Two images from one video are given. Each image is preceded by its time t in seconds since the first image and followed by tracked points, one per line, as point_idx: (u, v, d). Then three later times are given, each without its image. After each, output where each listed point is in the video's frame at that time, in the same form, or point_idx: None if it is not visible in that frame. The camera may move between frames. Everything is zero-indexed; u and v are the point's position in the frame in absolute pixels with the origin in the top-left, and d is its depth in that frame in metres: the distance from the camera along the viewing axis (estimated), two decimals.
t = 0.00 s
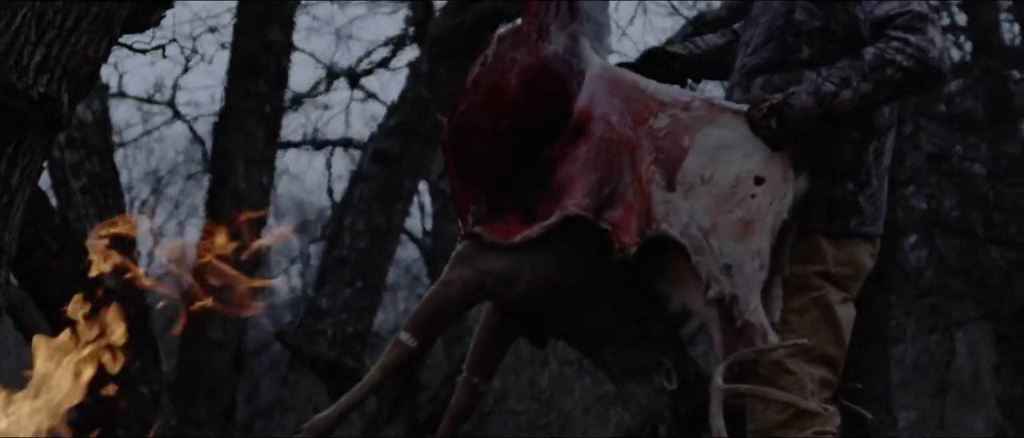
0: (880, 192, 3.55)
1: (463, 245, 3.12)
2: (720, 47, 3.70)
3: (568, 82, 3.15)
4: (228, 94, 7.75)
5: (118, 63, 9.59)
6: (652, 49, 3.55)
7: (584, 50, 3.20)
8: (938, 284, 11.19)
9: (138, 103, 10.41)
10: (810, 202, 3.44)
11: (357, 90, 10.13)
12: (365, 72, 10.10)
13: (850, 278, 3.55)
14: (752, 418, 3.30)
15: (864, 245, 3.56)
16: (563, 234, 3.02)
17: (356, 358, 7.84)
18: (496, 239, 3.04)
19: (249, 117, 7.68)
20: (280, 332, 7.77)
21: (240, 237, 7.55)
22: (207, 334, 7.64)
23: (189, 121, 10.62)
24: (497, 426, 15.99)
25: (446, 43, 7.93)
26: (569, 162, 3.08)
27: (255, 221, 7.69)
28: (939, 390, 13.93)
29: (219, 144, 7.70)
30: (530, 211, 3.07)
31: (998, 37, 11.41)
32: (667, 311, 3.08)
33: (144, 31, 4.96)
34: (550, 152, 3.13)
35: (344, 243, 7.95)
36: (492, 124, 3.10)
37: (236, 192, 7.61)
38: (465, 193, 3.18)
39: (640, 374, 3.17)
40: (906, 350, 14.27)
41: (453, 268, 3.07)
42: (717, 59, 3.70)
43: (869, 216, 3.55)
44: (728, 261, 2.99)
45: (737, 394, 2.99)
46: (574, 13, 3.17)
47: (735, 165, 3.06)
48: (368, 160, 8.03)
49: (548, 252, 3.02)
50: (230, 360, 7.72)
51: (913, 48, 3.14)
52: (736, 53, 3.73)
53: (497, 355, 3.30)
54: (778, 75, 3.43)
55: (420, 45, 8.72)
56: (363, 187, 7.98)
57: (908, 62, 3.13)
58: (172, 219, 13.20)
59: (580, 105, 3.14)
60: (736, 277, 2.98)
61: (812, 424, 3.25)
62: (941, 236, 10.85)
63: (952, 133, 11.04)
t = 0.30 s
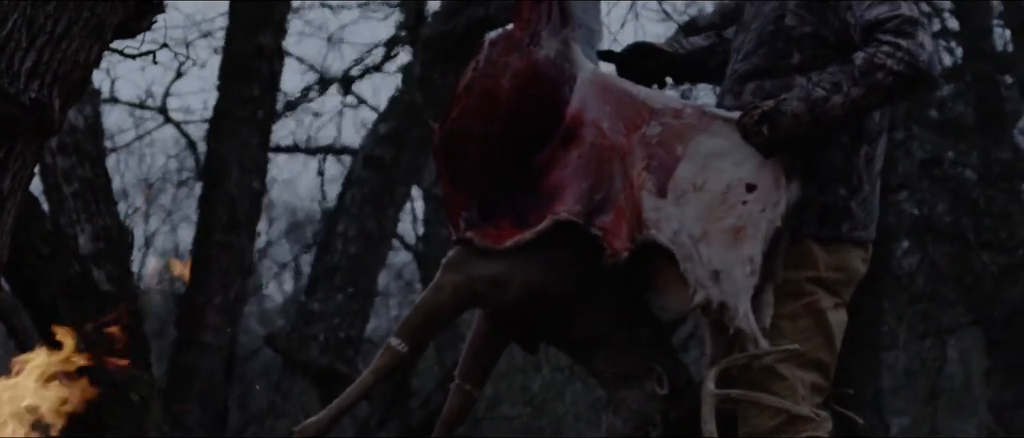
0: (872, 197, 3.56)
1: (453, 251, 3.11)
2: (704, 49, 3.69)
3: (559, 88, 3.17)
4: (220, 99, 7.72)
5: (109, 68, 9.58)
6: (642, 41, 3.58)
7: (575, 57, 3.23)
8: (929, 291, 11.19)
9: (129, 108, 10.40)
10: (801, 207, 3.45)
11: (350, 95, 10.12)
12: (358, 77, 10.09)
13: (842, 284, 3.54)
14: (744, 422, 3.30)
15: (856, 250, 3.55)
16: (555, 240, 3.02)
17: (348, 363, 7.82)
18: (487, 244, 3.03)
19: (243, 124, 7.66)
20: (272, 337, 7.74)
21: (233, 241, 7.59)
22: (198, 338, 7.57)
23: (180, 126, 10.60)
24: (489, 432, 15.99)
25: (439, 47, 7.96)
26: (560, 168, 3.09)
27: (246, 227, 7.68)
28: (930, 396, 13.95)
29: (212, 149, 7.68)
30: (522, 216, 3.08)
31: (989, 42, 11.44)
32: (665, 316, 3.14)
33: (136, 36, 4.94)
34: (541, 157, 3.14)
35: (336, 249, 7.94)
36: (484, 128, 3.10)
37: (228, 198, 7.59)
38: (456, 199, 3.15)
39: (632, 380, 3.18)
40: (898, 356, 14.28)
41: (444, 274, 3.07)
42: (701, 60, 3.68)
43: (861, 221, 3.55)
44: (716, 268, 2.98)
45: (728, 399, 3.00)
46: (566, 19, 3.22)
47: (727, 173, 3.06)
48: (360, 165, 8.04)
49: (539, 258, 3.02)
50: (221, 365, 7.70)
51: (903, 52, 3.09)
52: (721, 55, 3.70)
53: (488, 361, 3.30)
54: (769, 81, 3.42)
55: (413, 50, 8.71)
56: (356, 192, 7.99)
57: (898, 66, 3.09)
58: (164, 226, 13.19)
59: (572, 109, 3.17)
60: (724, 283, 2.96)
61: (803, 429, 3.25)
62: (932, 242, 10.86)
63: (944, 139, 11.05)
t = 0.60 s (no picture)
0: (864, 202, 3.55)
1: (445, 258, 3.10)
2: (685, 55, 3.69)
3: (551, 95, 3.18)
4: (212, 105, 7.72)
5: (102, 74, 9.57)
6: (621, 45, 3.54)
7: (567, 64, 3.24)
8: (921, 298, 11.21)
9: (122, 115, 10.38)
10: (791, 213, 3.46)
11: (342, 101, 10.12)
12: (350, 84, 10.09)
13: (834, 290, 3.54)
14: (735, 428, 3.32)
15: (848, 257, 3.54)
16: (547, 246, 3.02)
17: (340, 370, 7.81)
18: (479, 251, 3.03)
19: (235, 130, 7.64)
20: (263, 343, 7.74)
21: (225, 247, 7.56)
22: (190, 346, 7.55)
23: (173, 132, 10.58)
24: None
25: (431, 54, 7.97)
26: (553, 174, 3.08)
27: (239, 234, 7.66)
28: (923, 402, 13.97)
29: (203, 155, 7.67)
30: (513, 223, 3.07)
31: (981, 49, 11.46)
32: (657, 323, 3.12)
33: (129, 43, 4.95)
34: (533, 163, 3.14)
35: (328, 255, 7.94)
36: (477, 135, 3.10)
37: (219, 203, 7.56)
38: (448, 205, 3.15)
39: (623, 386, 3.17)
40: (891, 362, 14.30)
41: (436, 280, 3.06)
42: (683, 65, 3.69)
43: (852, 227, 3.53)
44: (706, 273, 2.97)
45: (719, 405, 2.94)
46: (557, 25, 3.22)
47: (719, 181, 3.08)
48: (352, 171, 8.05)
49: (530, 264, 3.02)
50: (213, 372, 7.69)
51: (892, 56, 3.08)
52: (703, 62, 3.73)
53: (479, 367, 3.29)
54: (760, 87, 3.43)
55: (405, 56, 8.71)
56: (348, 198, 7.98)
57: (887, 71, 3.08)
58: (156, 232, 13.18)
59: (564, 116, 3.16)
60: (713, 289, 2.96)
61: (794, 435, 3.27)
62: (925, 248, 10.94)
63: (936, 145, 11.05)
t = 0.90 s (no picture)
0: (855, 208, 3.56)
1: (436, 264, 3.11)
2: (672, 67, 3.67)
3: (542, 101, 3.20)
4: (203, 111, 7.63)
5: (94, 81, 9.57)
6: (606, 57, 3.56)
7: (558, 71, 3.27)
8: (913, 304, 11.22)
9: (113, 120, 10.38)
10: (781, 219, 3.46)
11: (334, 108, 10.12)
12: (342, 90, 10.09)
13: (827, 296, 3.51)
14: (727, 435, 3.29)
15: (840, 262, 3.53)
16: (538, 253, 3.02)
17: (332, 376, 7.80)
18: (470, 257, 3.03)
19: (225, 136, 7.60)
20: (256, 349, 7.73)
21: (216, 254, 7.56)
22: (181, 352, 7.54)
23: (165, 138, 10.58)
24: None
25: (422, 60, 7.98)
26: (544, 181, 3.09)
27: (230, 240, 7.66)
28: (915, 408, 14.00)
29: (194, 161, 7.65)
30: (504, 229, 3.08)
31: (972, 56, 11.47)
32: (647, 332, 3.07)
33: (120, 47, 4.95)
34: (525, 169, 3.14)
35: (320, 262, 7.93)
36: (466, 141, 3.12)
37: (212, 208, 7.57)
38: (439, 212, 3.16)
39: (613, 394, 3.14)
40: (883, 368, 14.32)
41: (427, 287, 3.07)
42: (667, 77, 3.67)
43: (845, 232, 3.54)
44: (696, 281, 2.97)
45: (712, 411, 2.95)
46: (549, 30, 3.26)
47: (710, 188, 3.07)
48: (344, 177, 8.03)
49: (522, 270, 3.01)
50: (205, 378, 7.67)
51: (882, 59, 3.08)
52: (689, 73, 3.72)
53: (470, 374, 3.29)
54: (751, 93, 3.44)
55: (396, 62, 8.71)
56: (339, 205, 7.98)
57: (877, 74, 3.08)
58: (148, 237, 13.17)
59: (555, 122, 3.18)
60: (703, 295, 2.95)
61: None
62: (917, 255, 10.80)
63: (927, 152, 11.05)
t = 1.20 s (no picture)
0: (847, 215, 3.56)
1: (428, 271, 3.11)
2: (668, 81, 3.70)
3: (534, 109, 3.19)
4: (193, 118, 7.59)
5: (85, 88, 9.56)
6: (605, 77, 3.59)
7: (551, 77, 3.25)
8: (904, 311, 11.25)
9: (104, 127, 10.37)
10: (774, 225, 3.45)
11: (325, 114, 10.11)
12: (333, 96, 10.08)
13: (818, 303, 3.51)
14: None
15: (832, 268, 3.53)
16: (530, 260, 3.02)
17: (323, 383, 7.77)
18: (461, 264, 3.03)
19: (217, 143, 7.58)
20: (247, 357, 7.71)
21: (207, 261, 7.53)
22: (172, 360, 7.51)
23: (156, 144, 10.57)
24: None
25: (413, 67, 7.99)
26: (535, 188, 3.09)
27: (222, 247, 7.64)
28: (907, 415, 14.01)
29: (184, 168, 7.63)
30: (495, 236, 3.07)
31: (965, 63, 11.46)
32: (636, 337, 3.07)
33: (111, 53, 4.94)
34: (517, 175, 3.14)
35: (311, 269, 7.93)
36: (458, 147, 3.12)
37: (202, 215, 7.53)
38: (430, 217, 3.16)
39: (605, 402, 3.12)
40: (875, 375, 14.33)
41: (418, 294, 3.06)
42: (665, 93, 3.69)
43: (836, 239, 3.53)
44: (687, 287, 2.98)
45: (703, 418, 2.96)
46: (540, 37, 3.25)
47: (701, 193, 3.06)
48: (336, 185, 8.00)
49: (514, 277, 3.02)
50: (196, 386, 7.64)
51: (874, 64, 3.11)
52: (686, 85, 3.72)
53: (461, 380, 3.29)
54: (743, 100, 3.44)
55: (388, 69, 8.69)
56: (331, 212, 7.98)
57: (870, 79, 3.10)
58: (139, 244, 13.17)
59: (547, 129, 3.17)
60: (695, 302, 2.96)
61: None
62: (908, 260, 10.68)
63: (921, 159, 10.94)
